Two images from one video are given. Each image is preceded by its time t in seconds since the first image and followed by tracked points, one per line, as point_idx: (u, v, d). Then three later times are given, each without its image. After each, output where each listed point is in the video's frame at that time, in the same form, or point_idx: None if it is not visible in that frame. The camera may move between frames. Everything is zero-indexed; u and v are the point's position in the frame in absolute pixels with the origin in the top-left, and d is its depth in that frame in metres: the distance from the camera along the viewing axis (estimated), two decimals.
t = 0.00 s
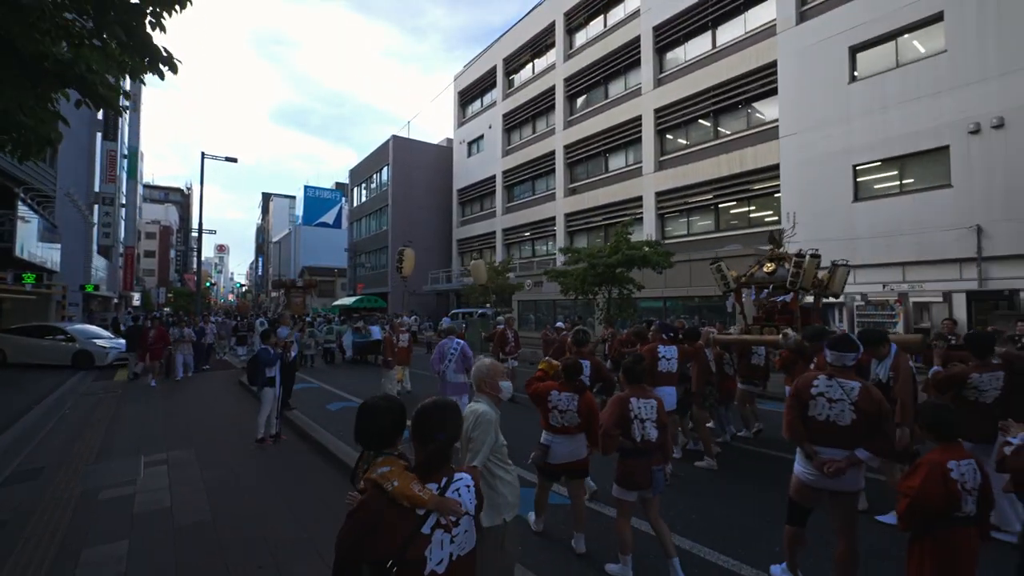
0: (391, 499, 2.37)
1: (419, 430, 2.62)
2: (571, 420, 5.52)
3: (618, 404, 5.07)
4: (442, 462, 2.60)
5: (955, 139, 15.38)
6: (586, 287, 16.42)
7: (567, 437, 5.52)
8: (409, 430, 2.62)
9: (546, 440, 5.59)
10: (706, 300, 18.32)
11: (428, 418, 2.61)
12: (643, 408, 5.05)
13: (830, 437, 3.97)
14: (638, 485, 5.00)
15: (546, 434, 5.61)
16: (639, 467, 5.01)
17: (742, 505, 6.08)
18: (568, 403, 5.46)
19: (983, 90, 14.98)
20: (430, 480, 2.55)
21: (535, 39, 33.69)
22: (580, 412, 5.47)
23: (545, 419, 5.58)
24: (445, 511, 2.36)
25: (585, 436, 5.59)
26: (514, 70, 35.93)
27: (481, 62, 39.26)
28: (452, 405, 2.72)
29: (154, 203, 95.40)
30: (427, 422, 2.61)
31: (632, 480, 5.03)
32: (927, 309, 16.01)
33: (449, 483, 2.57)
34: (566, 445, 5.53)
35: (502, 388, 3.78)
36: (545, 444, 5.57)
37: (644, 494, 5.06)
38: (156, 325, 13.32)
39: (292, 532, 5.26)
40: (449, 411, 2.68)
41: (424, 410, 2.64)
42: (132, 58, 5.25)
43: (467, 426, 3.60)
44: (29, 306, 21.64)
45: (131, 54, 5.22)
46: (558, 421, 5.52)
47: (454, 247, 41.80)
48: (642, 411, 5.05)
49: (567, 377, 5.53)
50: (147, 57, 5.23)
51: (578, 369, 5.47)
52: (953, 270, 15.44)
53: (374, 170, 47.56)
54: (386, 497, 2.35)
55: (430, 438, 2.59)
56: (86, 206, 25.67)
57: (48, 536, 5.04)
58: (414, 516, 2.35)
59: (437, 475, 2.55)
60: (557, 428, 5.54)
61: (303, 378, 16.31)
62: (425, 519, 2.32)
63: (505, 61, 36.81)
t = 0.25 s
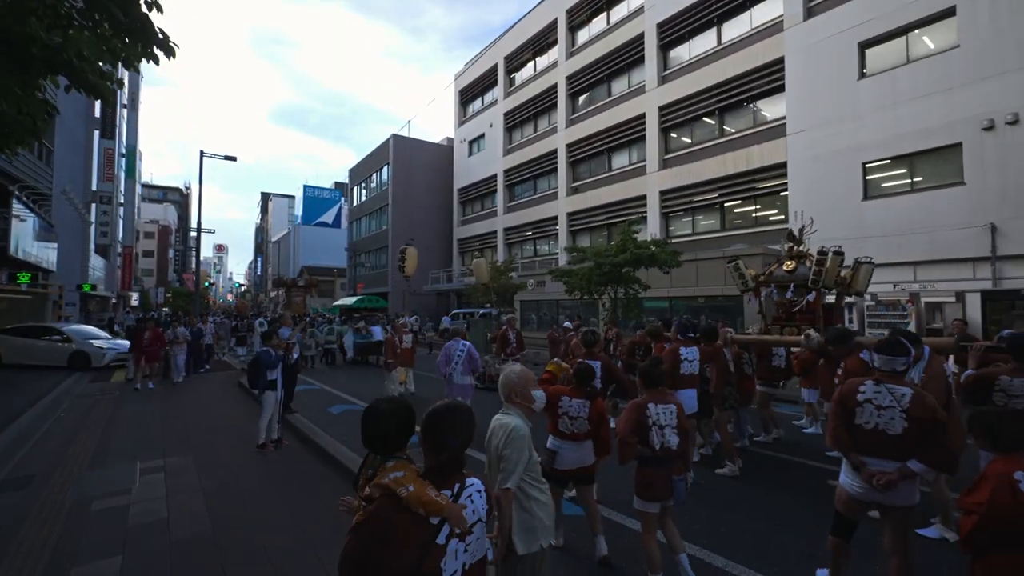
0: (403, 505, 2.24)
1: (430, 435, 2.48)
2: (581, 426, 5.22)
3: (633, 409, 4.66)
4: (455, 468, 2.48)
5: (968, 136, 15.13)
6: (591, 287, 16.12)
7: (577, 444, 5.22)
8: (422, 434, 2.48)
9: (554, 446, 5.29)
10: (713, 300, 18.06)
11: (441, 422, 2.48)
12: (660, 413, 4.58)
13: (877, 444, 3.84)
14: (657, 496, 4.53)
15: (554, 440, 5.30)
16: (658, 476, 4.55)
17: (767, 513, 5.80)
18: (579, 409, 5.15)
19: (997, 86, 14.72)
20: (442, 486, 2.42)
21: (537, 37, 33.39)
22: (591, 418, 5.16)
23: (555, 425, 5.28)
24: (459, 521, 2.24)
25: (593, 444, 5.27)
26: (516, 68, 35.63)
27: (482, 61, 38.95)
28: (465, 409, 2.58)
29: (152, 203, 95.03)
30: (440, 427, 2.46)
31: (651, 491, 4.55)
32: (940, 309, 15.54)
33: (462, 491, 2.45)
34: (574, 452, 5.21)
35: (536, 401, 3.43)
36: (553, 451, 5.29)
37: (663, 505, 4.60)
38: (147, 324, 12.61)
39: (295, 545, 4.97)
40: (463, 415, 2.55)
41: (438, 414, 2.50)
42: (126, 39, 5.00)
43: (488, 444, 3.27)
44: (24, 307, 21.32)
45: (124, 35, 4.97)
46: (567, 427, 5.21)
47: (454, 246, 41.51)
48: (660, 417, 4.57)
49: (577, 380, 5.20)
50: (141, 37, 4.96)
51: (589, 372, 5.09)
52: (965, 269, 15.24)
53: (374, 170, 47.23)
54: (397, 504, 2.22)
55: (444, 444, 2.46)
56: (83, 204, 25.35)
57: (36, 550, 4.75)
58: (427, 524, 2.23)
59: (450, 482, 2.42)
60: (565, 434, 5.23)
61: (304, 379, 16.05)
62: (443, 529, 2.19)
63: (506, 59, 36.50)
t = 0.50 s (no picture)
0: (421, 512, 2.04)
1: (445, 435, 2.27)
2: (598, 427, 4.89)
3: (659, 408, 4.39)
4: (474, 470, 2.24)
5: (982, 131, 14.90)
6: (598, 286, 15.86)
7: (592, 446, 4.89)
8: (437, 435, 2.26)
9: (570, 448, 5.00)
10: (721, 299, 17.80)
11: (458, 422, 2.25)
12: (690, 412, 4.31)
13: (931, 447, 3.58)
14: (690, 500, 4.28)
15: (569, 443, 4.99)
16: (690, 479, 4.29)
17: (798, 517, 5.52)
18: (597, 410, 4.84)
19: (1011, 81, 14.51)
20: (461, 492, 2.20)
21: (539, 34, 33.15)
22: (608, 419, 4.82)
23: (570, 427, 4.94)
24: (482, 531, 2.03)
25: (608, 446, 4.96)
26: (518, 66, 35.39)
27: (484, 59, 38.71)
28: (482, 406, 2.34)
29: (152, 202, 94.74)
30: (456, 427, 2.24)
31: (683, 495, 4.30)
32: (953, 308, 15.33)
33: (483, 497, 2.24)
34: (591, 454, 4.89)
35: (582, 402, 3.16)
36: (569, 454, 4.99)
37: (697, 510, 4.34)
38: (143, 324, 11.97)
39: (303, 555, 4.67)
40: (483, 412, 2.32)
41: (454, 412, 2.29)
42: (125, 17, 4.74)
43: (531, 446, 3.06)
44: (22, 306, 21.02)
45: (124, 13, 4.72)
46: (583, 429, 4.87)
47: (456, 246, 41.23)
48: (690, 417, 4.30)
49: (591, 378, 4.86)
50: (141, 15, 4.70)
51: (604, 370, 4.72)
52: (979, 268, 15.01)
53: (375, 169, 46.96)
54: (414, 511, 2.01)
55: (461, 444, 2.23)
56: (82, 202, 25.06)
57: (27, 561, 4.46)
58: (447, 532, 2.03)
59: (471, 487, 2.20)
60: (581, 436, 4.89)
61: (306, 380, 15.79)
62: (466, 537, 2.02)
63: (509, 57, 36.25)
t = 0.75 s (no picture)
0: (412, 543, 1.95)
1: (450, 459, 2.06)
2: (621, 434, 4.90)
3: (696, 413, 4.09)
4: (475, 504, 2.03)
5: (997, 129, 14.65)
6: (606, 286, 15.57)
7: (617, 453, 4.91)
8: (440, 460, 2.07)
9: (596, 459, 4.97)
10: (729, 299, 17.55)
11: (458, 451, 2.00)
12: (730, 418, 4.03)
13: (988, 459, 3.30)
14: (724, 510, 3.99)
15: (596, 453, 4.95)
16: (726, 489, 4.00)
17: (835, 529, 5.23)
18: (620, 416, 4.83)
19: None
20: (458, 528, 2.00)
21: (542, 32, 32.86)
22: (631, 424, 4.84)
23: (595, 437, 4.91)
24: None
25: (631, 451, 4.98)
26: (520, 64, 35.11)
27: (485, 57, 38.42)
28: (491, 432, 2.07)
29: (151, 202, 94.43)
30: (455, 457, 2.00)
31: (716, 504, 4.02)
32: (968, 309, 15.06)
33: (484, 535, 2.02)
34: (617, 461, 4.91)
35: (641, 419, 2.79)
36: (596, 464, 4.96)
37: (732, 521, 4.05)
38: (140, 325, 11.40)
39: (313, 573, 4.39)
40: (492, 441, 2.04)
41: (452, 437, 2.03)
42: None
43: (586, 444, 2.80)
44: (19, 306, 20.74)
45: None
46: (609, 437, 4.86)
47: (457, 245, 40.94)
48: (731, 424, 4.02)
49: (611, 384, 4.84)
50: None
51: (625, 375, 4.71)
52: (995, 267, 14.75)
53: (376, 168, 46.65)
54: (404, 541, 1.94)
55: (460, 473, 2.00)
56: (80, 201, 24.77)
57: None
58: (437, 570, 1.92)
59: (468, 523, 2.00)
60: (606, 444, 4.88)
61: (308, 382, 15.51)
62: None
63: (511, 56, 35.96)
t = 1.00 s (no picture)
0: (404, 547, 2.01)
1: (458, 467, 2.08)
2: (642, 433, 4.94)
3: (738, 409, 3.93)
4: (474, 519, 2.00)
5: (1013, 125, 14.41)
6: (614, 285, 15.30)
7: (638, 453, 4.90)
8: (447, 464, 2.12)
9: (619, 459, 4.86)
10: (739, 299, 17.25)
11: (465, 455, 2.03)
12: (776, 416, 3.83)
13: None
14: (770, 513, 3.72)
15: (620, 453, 4.85)
16: (773, 491, 3.73)
17: (874, 539, 4.95)
18: (641, 415, 4.87)
19: None
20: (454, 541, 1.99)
21: (546, 30, 32.59)
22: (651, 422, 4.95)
23: (618, 436, 4.84)
24: None
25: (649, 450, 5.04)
26: (523, 62, 34.85)
27: (488, 55, 38.14)
28: (500, 442, 2.05)
29: (151, 202, 94.05)
30: (462, 460, 2.03)
31: (759, 506, 3.76)
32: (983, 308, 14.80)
33: (480, 552, 1.98)
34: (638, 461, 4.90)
35: (715, 429, 2.52)
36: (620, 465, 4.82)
37: (769, 526, 3.75)
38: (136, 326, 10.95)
39: None
40: (502, 450, 2.05)
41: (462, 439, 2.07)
42: None
43: (649, 456, 2.55)
44: (17, 306, 20.44)
45: None
46: (631, 437, 4.84)
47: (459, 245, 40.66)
48: (775, 423, 3.81)
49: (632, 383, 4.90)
50: None
51: (646, 373, 4.83)
52: (1011, 266, 14.49)
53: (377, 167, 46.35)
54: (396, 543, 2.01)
55: (464, 480, 2.03)
56: (79, 200, 24.48)
57: None
58: None
59: (465, 537, 1.98)
60: (630, 444, 4.85)
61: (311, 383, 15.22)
62: None
63: (513, 54, 35.69)
